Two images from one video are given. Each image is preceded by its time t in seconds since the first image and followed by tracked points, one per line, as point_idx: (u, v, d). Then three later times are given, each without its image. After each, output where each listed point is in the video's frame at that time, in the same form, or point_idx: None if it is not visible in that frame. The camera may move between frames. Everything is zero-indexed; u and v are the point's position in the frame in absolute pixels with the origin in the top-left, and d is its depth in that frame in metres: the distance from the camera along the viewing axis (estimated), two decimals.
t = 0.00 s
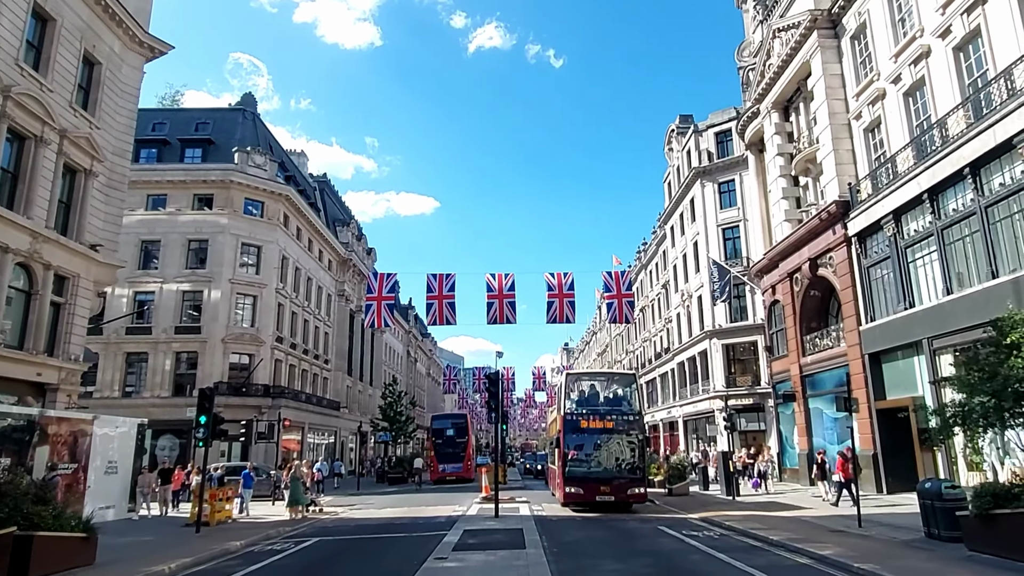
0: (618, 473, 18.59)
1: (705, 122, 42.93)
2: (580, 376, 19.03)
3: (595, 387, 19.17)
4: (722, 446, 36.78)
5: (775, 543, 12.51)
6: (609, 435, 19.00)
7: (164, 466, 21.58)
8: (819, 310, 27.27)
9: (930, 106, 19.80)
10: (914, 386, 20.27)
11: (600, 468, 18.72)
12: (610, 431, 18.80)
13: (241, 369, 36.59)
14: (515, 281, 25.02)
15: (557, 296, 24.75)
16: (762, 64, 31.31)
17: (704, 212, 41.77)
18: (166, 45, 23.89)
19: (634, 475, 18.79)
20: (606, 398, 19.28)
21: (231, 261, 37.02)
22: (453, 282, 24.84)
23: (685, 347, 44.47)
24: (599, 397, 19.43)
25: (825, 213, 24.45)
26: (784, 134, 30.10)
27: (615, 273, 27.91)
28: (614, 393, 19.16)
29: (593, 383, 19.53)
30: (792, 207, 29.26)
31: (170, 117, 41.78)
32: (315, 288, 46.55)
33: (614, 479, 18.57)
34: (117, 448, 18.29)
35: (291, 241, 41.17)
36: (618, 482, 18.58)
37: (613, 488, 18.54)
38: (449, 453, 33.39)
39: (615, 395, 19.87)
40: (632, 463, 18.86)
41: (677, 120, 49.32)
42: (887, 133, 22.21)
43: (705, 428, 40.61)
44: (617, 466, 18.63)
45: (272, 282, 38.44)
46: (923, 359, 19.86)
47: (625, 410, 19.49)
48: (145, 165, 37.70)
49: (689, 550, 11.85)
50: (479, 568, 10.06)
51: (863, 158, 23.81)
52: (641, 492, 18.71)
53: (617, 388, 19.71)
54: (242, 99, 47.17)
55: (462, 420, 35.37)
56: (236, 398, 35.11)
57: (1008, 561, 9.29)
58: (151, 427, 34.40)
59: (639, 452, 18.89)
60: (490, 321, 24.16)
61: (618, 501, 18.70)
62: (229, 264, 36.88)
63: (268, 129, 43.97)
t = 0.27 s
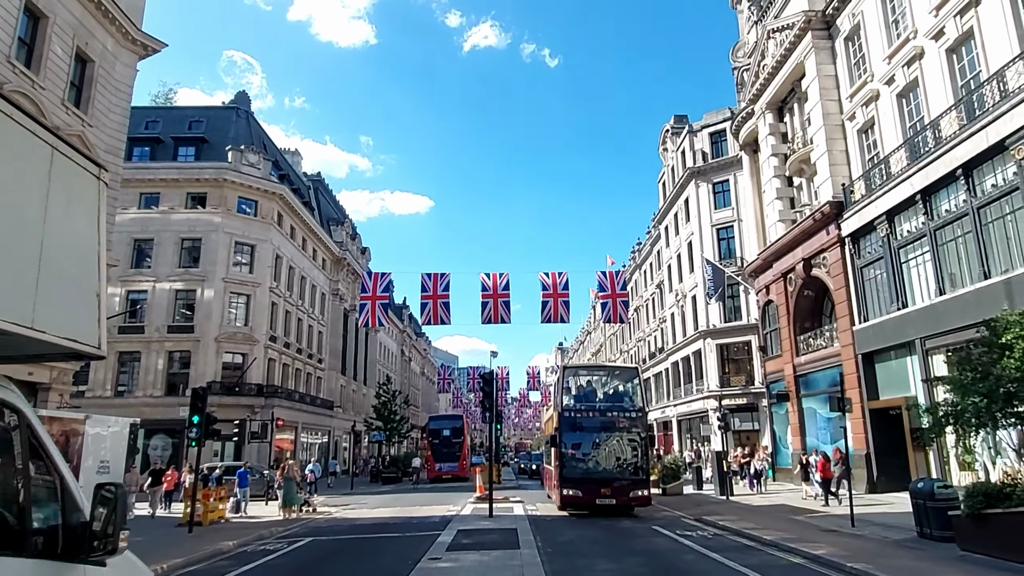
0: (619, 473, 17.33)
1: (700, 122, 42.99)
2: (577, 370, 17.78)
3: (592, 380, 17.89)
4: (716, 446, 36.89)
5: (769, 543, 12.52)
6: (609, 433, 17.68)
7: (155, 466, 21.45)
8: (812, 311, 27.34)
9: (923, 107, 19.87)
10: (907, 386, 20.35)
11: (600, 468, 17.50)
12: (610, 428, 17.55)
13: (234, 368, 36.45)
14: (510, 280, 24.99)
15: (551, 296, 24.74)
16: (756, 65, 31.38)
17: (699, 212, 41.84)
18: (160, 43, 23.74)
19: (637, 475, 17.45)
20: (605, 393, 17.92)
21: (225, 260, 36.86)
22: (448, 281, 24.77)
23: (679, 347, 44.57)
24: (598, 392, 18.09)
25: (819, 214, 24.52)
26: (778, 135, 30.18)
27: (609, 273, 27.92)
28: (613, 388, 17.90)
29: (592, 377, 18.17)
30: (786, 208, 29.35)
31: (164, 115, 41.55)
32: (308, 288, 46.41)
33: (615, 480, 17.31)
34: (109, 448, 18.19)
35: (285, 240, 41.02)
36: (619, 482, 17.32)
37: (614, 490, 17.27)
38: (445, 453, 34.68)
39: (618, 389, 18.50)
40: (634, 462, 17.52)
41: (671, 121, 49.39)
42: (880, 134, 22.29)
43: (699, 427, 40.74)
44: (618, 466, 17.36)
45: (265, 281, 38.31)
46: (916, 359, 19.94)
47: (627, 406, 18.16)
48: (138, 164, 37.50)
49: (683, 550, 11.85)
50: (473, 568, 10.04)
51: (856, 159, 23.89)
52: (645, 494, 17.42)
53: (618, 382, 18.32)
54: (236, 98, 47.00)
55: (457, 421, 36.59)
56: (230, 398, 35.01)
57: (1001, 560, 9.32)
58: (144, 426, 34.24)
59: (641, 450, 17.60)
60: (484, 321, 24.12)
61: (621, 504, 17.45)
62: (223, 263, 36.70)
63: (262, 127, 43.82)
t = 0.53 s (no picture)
0: (599, 468, 15.88)
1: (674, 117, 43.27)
2: (553, 355, 16.57)
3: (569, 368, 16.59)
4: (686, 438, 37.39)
5: (736, 534, 12.70)
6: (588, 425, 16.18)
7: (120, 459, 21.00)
8: (781, 306, 27.79)
9: (892, 107, 20.25)
10: (872, 380, 20.82)
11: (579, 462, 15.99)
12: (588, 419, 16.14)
13: (202, 360, 35.81)
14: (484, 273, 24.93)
15: (525, 289, 24.74)
16: (730, 62, 31.67)
17: (672, 207, 42.19)
18: (127, 27, 23.05)
19: (618, 471, 15.99)
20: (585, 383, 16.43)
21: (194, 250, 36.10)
22: (421, 274, 24.61)
23: (651, 341, 45.00)
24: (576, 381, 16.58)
25: (790, 210, 24.89)
26: (750, 132, 30.54)
27: (583, 267, 28.02)
28: (592, 376, 16.56)
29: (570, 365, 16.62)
30: (757, 204, 29.76)
31: (131, 101, 40.51)
32: (279, 279, 45.71)
33: (596, 475, 15.84)
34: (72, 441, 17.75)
35: (255, 230, 40.30)
36: (600, 478, 15.83)
37: (594, 486, 15.78)
38: (420, 446, 35.14)
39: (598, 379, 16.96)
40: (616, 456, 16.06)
41: (646, 116, 49.65)
42: (849, 133, 22.68)
43: (670, 420, 41.24)
44: (598, 460, 15.89)
45: (235, 272, 37.62)
46: (881, 354, 20.39)
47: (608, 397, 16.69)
48: (103, 150, 36.54)
49: (653, 541, 12.00)
50: (444, 560, 10.03)
51: (826, 156, 24.29)
52: (627, 491, 15.90)
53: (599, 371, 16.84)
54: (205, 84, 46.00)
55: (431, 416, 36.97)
56: (198, 390, 34.44)
57: (958, 549, 9.60)
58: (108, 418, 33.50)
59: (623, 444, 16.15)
60: (458, 314, 24.04)
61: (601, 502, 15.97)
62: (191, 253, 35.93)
63: (232, 115, 42.94)
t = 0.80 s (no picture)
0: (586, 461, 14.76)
1: (652, 110, 43.39)
2: (534, 340, 15.47)
3: (552, 354, 15.46)
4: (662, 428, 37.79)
5: (711, 523, 12.87)
6: (574, 414, 15.00)
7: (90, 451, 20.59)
8: (757, 298, 28.12)
9: (866, 102, 20.51)
10: (844, 371, 21.19)
11: (564, 455, 14.83)
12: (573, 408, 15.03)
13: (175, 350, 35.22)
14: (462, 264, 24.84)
15: (503, 280, 24.71)
16: (708, 55, 31.80)
17: (650, 199, 42.40)
18: (98, 11, 22.39)
19: (606, 464, 14.90)
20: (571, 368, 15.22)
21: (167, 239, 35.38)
22: (399, 264, 24.45)
23: (628, 332, 45.30)
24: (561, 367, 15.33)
25: (765, 204, 25.15)
26: (728, 125, 30.75)
27: (561, 259, 28.07)
28: (577, 362, 15.48)
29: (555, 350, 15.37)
30: (734, 197, 30.01)
31: (102, 86, 39.55)
32: (255, 269, 45.08)
33: (583, 469, 14.72)
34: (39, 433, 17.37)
35: (230, 219, 39.64)
36: (587, 472, 14.71)
37: (581, 481, 14.66)
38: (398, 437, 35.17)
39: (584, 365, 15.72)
40: (604, 448, 14.95)
41: (624, 108, 49.75)
42: (824, 127, 22.94)
43: (646, 411, 41.60)
44: (585, 453, 14.77)
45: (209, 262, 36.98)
46: (853, 346, 20.75)
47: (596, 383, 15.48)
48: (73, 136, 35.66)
49: (629, 530, 12.11)
50: (421, 551, 10.02)
51: (802, 150, 24.56)
52: (615, 486, 14.85)
53: (585, 356, 15.60)
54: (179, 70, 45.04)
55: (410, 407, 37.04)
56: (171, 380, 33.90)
57: (926, 536, 9.81)
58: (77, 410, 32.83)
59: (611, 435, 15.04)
60: (436, 305, 23.94)
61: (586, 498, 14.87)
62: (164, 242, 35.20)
63: (206, 102, 42.11)
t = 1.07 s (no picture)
0: (584, 461, 13.37)
1: (636, 109, 43.54)
2: (524, 330, 14.07)
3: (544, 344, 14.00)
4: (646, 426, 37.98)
5: (693, 519, 12.95)
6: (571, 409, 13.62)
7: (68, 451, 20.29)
8: (739, 296, 28.34)
9: (847, 102, 20.74)
10: (824, 369, 21.45)
11: (560, 455, 13.45)
12: (567, 403, 13.61)
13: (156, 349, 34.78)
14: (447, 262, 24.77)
15: (487, 278, 24.68)
16: (692, 55, 31.96)
17: (634, 198, 42.56)
18: (78, 5, 21.97)
19: (606, 465, 13.48)
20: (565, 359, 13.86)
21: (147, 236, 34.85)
22: (383, 262, 24.33)
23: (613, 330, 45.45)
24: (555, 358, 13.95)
25: (748, 202, 25.35)
26: (711, 124, 30.94)
27: (546, 257, 28.09)
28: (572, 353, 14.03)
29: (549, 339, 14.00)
30: (717, 195, 30.20)
31: (81, 81, 38.92)
32: (237, 266, 44.62)
33: (581, 471, 13.33)
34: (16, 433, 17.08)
35: (212, 217, 39.19)
36: (587, 473, 13.27)
37: (579, 484, 13.25)
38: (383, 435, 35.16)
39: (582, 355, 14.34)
40: (604, 447, 13.55)
41: (609, 106, 49.88)
42: (806, 127, 23.15)
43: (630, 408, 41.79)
44: (582, 453, 13.40)
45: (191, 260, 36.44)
46: (834, 344, 20.99)
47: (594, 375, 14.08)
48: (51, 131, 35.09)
49: (612, 527, 12.18)
50: (405, 549, 10.01)
51: (784, 150, 24.78)
52: (618, 490, 13.39)
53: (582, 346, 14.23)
54: (159, 65, 44.43)
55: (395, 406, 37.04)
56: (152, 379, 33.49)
57: (904, 531, 9.96)
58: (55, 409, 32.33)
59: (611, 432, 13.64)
60: (420, 303, 23.85)
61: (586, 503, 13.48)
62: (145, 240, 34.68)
63: (187, 98, 41.56)
